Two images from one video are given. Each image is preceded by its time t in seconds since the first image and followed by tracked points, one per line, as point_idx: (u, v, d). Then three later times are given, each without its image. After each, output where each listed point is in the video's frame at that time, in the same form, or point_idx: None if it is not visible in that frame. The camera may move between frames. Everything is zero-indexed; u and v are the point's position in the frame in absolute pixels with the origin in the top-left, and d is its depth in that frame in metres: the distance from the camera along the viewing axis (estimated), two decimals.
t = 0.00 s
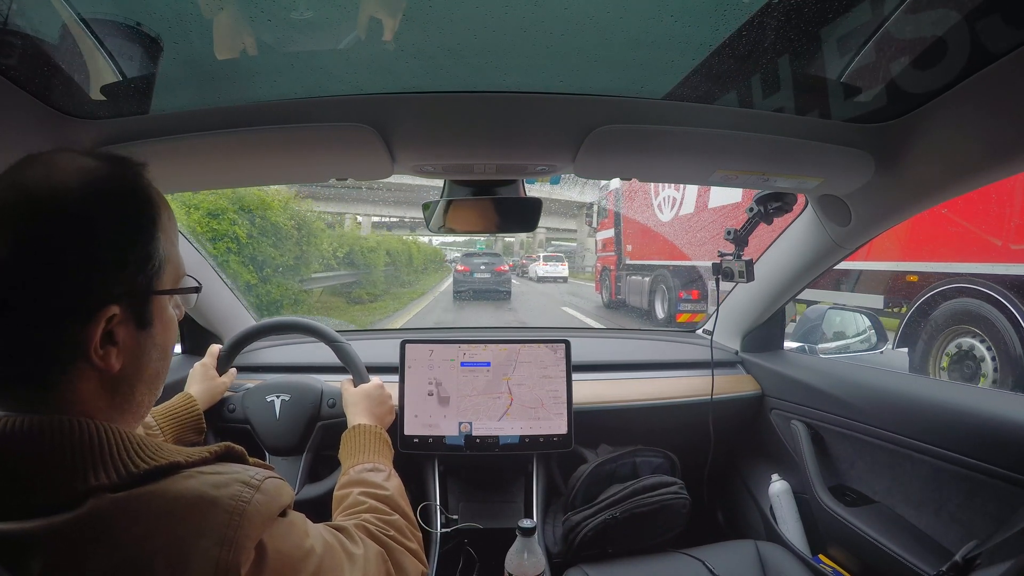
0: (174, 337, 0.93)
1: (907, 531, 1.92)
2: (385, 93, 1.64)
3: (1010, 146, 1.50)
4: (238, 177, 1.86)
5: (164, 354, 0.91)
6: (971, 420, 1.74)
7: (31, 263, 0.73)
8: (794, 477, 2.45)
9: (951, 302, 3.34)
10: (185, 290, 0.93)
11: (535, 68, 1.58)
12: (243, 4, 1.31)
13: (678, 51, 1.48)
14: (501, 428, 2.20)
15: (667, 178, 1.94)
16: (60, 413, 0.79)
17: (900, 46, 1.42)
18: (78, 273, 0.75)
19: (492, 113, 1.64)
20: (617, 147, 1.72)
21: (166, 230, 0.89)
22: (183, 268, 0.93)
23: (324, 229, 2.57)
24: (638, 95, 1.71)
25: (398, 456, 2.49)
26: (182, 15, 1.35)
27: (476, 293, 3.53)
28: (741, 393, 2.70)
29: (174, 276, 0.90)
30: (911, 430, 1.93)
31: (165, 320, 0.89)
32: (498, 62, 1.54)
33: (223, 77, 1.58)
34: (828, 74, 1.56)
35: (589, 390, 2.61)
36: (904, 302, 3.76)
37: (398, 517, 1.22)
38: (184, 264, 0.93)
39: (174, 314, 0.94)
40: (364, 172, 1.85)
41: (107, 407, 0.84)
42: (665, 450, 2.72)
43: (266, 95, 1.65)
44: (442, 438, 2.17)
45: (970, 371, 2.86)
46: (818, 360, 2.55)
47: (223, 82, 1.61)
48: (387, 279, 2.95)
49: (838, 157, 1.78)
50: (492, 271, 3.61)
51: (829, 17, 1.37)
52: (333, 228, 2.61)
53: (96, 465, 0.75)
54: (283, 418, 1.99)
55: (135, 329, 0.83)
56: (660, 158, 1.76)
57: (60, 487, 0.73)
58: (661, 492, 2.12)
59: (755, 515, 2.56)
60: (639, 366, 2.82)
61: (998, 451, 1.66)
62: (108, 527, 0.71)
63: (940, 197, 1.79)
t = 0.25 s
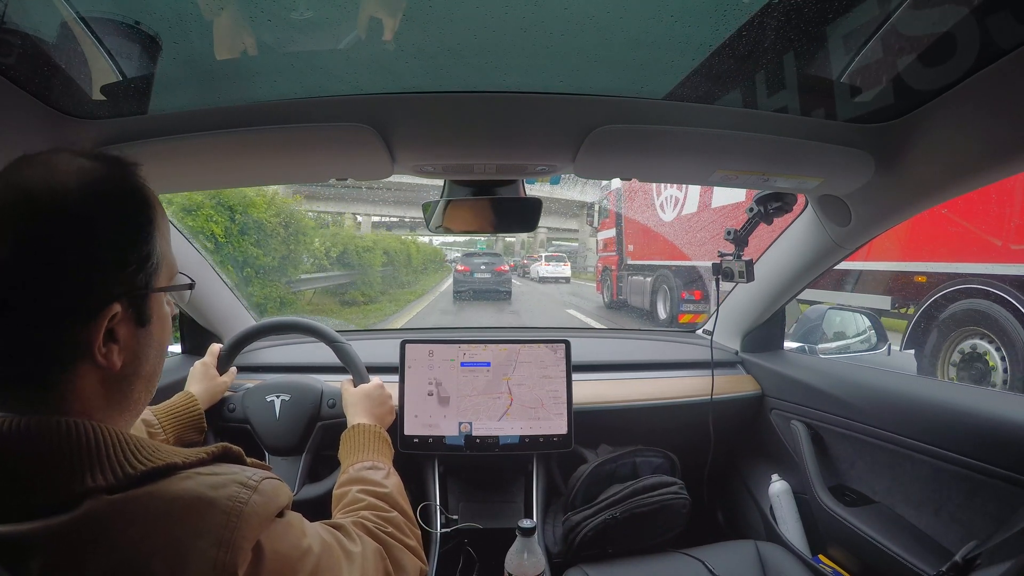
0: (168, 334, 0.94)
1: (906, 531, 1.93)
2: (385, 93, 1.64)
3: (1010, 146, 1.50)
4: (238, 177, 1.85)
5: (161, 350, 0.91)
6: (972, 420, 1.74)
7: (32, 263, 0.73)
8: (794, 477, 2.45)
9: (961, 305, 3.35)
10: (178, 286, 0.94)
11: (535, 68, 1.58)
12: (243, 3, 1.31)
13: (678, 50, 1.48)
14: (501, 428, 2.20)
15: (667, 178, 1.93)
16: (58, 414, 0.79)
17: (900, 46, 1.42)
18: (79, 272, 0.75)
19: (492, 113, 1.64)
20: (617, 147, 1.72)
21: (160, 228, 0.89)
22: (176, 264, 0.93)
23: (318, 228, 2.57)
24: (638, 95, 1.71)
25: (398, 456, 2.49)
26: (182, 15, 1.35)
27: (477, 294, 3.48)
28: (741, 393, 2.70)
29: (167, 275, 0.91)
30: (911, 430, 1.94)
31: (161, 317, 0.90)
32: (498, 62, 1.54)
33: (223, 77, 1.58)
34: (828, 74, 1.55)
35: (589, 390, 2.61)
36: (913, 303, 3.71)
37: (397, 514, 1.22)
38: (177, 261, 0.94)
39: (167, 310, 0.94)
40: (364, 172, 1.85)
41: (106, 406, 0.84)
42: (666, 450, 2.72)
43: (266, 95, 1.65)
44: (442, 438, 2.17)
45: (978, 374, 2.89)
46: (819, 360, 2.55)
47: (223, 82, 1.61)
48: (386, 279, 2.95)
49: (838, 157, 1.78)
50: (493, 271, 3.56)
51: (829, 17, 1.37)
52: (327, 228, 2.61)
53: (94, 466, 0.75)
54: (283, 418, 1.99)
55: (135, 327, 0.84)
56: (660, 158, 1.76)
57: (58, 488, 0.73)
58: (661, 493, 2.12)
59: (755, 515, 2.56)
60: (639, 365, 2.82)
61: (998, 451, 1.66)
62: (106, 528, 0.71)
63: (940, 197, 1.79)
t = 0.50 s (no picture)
0: (171, 337, 0.93)
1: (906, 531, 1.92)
2: (385, 93, 1.64)
3: (1010, 145, 1.50)
4: (238, 177, 1.86)
5: (160, 354, 0.91)
6: (972, 420, 1.74)
7: (28, 264, 0.73)
8: (794, 477, 2.45)
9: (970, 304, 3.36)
10: (181, 288, 0.94)
11: (535, 68, 1.58)
12: (243, 3, 1.31)
13: (678, 50, 1.48)
14: (501, 428, 2.20)
15: (666, 178, 1.93)
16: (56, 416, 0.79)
17: (899, 46, 1.42)
18: (76, 272, 0.75)
19: (492, 113, 1.64)
20: (617, 147, 1.72)
21: (161, 230, 0.89)
22: (179, 267, 0.93)
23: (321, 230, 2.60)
24: (638, 95, 1.71)
25: (398, 456, 2.50)
26: (182, 15, 1.35)
27: (478, 293, 3.49)
28: (741, 393, 2.70)
29: (169, 274, 0.90)
30: (911, 430, 1.94)
31: (162, 320, 0.90)
32: (497, 62, 1.54)
33: (223, 77, 1.58)
34: (828, 74, 1.55)
35: (589, 390, 2.61)
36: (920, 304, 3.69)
37: (398, 519, 1.22)
38: (179, 263, 0.94)
39: (171, 313, 0.94)
40: (364, 172, 1.85)
41: (102, 409, 0.84)
42: (666, 450, 2.72)
43: (266, 94, 1.65)
44: (442, 438, 2.17)
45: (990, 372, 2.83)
46: (818, 360, 2.55)
47: (223, 83, 1.61)
48: (384, 279, 2.99)
49: (838, 157, 1.78)
50: (493, 271, 3.56)
51: (829, 17, 1.37)
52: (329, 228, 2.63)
53: (92, 469, 0.75)
54: (283, 419, 1.99)
55: (131, 331, 0.84)
56: (660, 158, 1.76)
57: (57, 491, 0.73)
58: (661, 492, 2.12)
59: (755, 515, 2.56)
60: (639, 365, 2.82)
61: (999, 451, 1.65)
62: (105, 531, 0.71)
63: (940, 197, 1.79)
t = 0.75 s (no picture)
0: (171, 346, 0.92)
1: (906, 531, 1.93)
2: (385, 93, 1.64)
3: (1010, 146, 1.50)
4: (238, 177, 1.85)
5: (158, 363, 0.90)
6: (972, 420, 1.74)
7: (26, 264, 0.73)
8: (794, 477, 2.45)
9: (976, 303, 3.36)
10: (181, 298, 0.93)
11: (535, 68, 1.58)
12: (243, 3, 1.31)
13: (678, 51, 1.48)
14: (501, 428, 2.20)
15: (667, 178, 1.93)
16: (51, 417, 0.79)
17: (899, 46, 1.42)
18: (69, 274, 0.75)
19: (492, 113, 1.64)
20: (617, 147, 1.72)
21: (163, 235, 0.88)
22: (180, 275, 0.92)
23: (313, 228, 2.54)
24: (638, 95, 1.71)
25: (398, 456, 2.50)
26: (182, 15, 1.35)
27: (478, 293, 3.46)
28: (741, 393, 2.70)
29: (169, 281, 0.90)
30: (911, 430, 1.94)
31: (162, 328, 0.88)
32: (497, 62, 1.54)
33: (223, 77, 1.58)
34: (828, 74, 1.55)
35: (589, 390, 2.61)
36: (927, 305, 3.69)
37: (398, 516, 1.22)
38: (181, 271, 0.93)
39: (174, 323, 0.93)
40: (364, 172, 1.85)
41: (98, 413, 0.84)
42: (666, 450, 2.72)
43: (266, 94, 1.65)
44: (442, 438, 2.17)
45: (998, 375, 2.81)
46: (819, 360, 2.55)
47: (223, 83, 1.61)
48: (380, 279, 2.96)
49: (838, 157, 1.78)
50: (493, 271, 3.53)
51: (829, 17, 1.37)
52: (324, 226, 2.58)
53: (88, 470, 0.75)
54: (283, 419, 1.99)
55: (125, 338, 0.82)
56: (661, 158, 1.76)
57: (53, 492, 0.73)
58: (661, 493, 2.12)
59: (755, 515, 2.56)
60: (639, 366, 2.82)
61: (998, 451, 1.65)
62: (100, 532, 0.71)
63: (941, 197, 1.79)
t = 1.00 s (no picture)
0: (169, 343, 0.92)
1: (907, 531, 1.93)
2: (385, 93, 1.64)
3: (1010, 145, 1.50)
4: (238, 177, 1.85)
5: (154, 360, 0.90)
6: (972, 420, 1.73)
7: (21, 263, 0.73)
8: (794, 477, 2.45)
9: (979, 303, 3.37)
10: (180, 294, 0.93)
11: (535, 68, 1.58)
12: (243, 3, 1.31)
13: (678, 50, 1.48)
14: (501, 428, 2.20)
15: (667, 178, 1.94)
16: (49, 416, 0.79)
17: (899, 46, 1.42)
18: (65, 272, 0.75)
19: (492, 113, 1.64)
20: (617, 147, 1.72)
21: (159, 232, 0.88)
22: (177, 272, 0.92)
23: (304, 230, 2.50)
24: (638, 95, 1.71)
25: (398, 456, 2.49)
26: (182, 16, 1.35)
27: (478, 292, 3.48)
28: (741, 393, 2.70)
29: (166, 279, 0.90)
30: (911, 430, 1.93)
31: (158, 325, 0.88)
32: (498, 62, 1.54)
33: (222, 77, 1.58)
34: (828, 74, 1.55)
35: (589, 390, 2.61)
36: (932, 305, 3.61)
37: (398, 519, 1.22)
38: (178, 267, 0.93)
39: (172, 319, 0.93)
40: (364, 172, 1.85)
41: (96, 411, 0.84)
42: (666, 450, 2.72)
43: (266, 94, 1.65)
44: (442, 438, 2.17)
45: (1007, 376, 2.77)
46: (820, 361, 2.54)
47: (223, 83, 1.61)
48: (377, 279, 2.90)
49: (838, 157, 1.78)
50: (492, 271, 3.54)
51: (829, 17, 1.37)
52: (317, 226, 2.54)
53: (88, 470, 0.75)
54: (283, 419, 1.99)
55: (121, 335, 0.83)
56: (661, 158, 1.76)
57: (53, 491, 0.73)
58: (661, 493, 2.12)
59: (755, 515, 2.56)
60: (639, 366, 2.82)
61: (998, 452, 1.65)
62: (101, 531, 0.71)
63: (941, 196, 1.79)
